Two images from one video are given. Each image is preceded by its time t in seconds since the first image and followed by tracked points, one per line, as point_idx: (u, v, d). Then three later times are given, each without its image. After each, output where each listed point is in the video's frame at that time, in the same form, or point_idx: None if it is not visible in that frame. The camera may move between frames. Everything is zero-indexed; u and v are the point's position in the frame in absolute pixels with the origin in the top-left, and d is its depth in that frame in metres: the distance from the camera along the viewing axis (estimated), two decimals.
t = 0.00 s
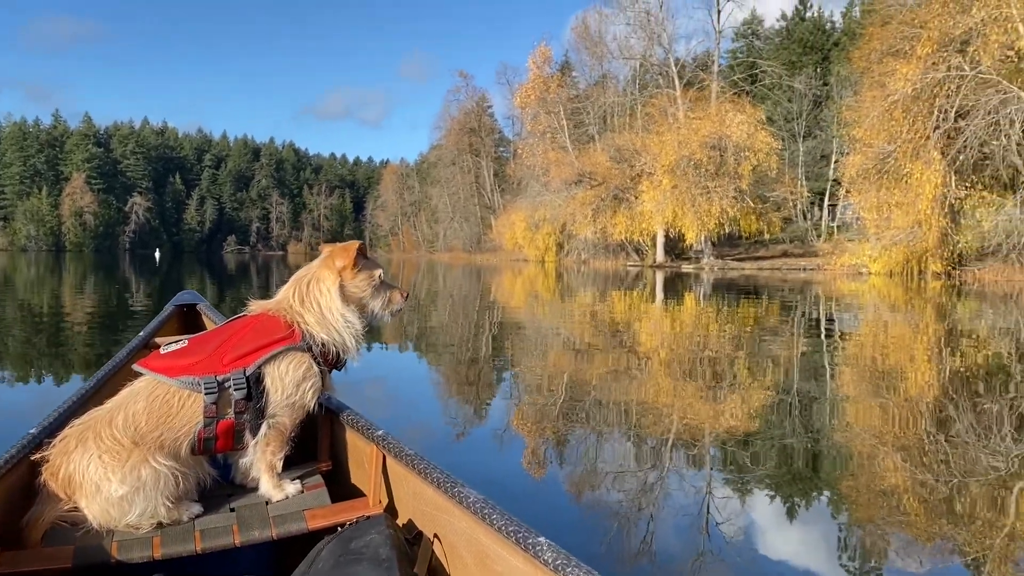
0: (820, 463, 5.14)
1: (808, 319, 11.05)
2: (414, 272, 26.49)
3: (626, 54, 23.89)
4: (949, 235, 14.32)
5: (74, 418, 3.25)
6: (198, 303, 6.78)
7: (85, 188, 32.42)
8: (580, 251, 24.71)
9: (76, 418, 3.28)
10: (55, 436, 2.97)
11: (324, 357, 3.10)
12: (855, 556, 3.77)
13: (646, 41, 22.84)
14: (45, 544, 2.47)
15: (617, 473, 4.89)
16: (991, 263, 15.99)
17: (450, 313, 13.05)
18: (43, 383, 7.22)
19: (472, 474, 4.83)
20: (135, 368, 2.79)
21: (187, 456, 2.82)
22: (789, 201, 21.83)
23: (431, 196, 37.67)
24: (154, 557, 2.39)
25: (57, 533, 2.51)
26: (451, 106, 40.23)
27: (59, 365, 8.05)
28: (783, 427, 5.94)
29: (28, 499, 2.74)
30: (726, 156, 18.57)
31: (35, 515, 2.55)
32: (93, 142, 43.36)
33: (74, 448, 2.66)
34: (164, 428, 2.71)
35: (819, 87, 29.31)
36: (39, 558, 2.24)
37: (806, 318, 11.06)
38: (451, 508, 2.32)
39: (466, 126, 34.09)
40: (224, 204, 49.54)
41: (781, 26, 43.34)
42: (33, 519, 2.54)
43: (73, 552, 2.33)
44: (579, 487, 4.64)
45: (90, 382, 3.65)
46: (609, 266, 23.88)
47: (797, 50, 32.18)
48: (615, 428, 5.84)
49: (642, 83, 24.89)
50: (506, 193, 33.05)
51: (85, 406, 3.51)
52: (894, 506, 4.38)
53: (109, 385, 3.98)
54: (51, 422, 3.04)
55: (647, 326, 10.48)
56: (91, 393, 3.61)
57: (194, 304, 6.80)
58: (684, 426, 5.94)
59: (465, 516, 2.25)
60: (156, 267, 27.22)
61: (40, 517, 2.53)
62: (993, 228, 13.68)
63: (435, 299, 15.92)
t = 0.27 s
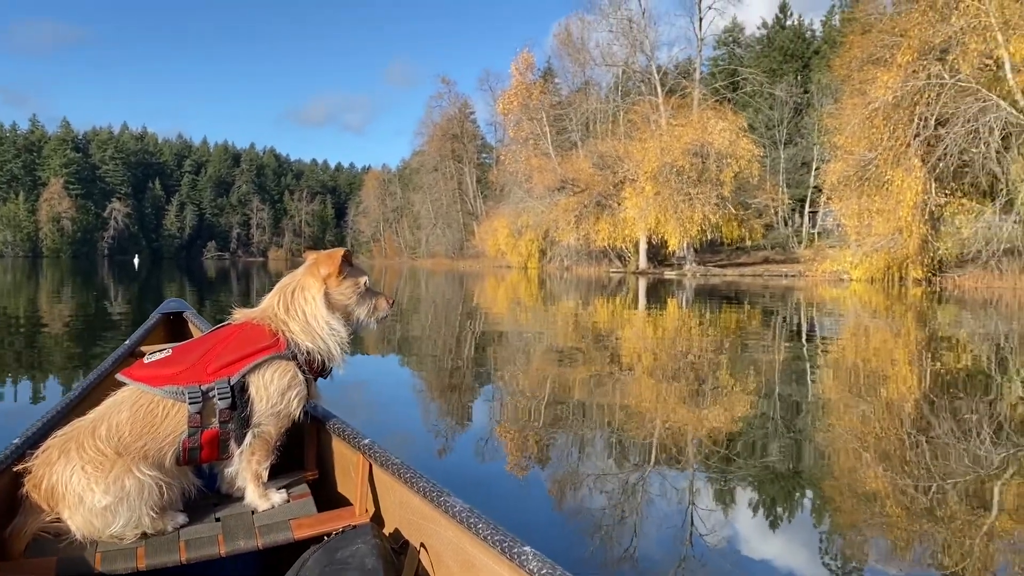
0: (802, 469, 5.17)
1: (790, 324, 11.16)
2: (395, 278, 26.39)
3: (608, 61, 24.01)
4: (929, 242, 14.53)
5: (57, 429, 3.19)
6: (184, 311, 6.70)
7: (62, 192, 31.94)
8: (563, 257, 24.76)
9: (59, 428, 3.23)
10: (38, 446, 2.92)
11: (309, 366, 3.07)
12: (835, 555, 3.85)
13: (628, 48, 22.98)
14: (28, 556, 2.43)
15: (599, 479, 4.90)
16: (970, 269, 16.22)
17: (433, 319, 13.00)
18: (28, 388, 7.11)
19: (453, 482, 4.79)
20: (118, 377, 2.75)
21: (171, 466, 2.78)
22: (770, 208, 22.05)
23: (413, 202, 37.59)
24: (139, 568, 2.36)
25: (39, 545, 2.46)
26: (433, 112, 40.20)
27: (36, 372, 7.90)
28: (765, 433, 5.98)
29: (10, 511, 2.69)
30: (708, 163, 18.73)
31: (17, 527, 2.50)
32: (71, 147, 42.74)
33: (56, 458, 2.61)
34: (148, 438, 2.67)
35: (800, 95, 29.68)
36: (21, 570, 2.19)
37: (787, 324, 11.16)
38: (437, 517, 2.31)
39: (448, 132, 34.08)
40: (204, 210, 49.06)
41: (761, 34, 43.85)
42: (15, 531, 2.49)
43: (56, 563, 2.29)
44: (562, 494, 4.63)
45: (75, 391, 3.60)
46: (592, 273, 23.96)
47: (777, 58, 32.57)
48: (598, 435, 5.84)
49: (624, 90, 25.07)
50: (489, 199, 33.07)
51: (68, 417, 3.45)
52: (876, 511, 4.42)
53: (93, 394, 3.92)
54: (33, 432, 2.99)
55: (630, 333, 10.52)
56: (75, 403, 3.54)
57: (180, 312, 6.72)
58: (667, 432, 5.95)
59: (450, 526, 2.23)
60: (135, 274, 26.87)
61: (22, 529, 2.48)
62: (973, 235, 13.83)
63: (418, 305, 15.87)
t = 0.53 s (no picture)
0: (782, 475, 5.20)
1: (770, 330, 11.26)
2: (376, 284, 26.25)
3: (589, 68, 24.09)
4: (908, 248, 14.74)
5: (37, 438, 3.13)
6: (170, 318, 6.60)
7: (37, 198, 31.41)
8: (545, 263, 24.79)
9: (40, 437, 3.17)
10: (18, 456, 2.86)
11: (292, 374, 3.03)
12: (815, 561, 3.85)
13: (609, 55, 23.12)
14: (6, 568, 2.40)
15: (581, 485, 4.90)
16: (948, 275, 16.45)
17: (414, 325, 12.95)
18: (11, 395, 7.00)
19: (433, 488, 4.75)
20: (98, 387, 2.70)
21: (153, 476, 2.74)
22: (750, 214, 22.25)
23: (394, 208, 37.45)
24: None
25: (18, 557, 2.42)
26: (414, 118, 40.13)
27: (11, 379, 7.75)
28: (745, 438, 6.02)
29: None
30: (689, 170, 18.88)
31: None
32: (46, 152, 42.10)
33: (36, 469, 2.57)
34: (129, 448, 2.63)
35: (779, 102, 30.03)
36: None
37: (767, 330, 11.26)
38: (421, 526, 2.29)
39: (429, 138, 34.02)
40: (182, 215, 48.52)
41: (741, 42, 44.31)
42: None
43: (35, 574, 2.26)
44: (543, 501, 4.62)
45: (55, 401, 3.54)
46: (574, 279, 24.01)
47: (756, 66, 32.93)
48: (579, 441, 5.84)
49: (605, 96, 25.22)
50: (470, 205, 33.07)
51: (48, 427, 3.39)
52: (857, 516, 4.46)
53: (75, 403, 3.87)
54: (13, 443, 2.93)
55: (612, 339, 10.54)
56: (55, 413, 3.47)
57: (165, 320, 6.61)
58: (648, 438, 5.97)
59: (434, 536, 2.22)
60: (112, 280, 26.51)
61: (1, 540, 2.44)
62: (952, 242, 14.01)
63: (398, 311, 15.79)
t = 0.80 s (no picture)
0: (763, 482, 5.20)
1: (749, 335, 11.35)
2: (355, 290, 26.08)
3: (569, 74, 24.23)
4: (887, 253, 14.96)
5: (14, 450, 3.06)
6: (153, 327, 6.51)
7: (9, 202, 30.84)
8: (525, 268, 24.81)
9: (17, 450, 3.10)
10: None
11: (274, 385, 2.99)
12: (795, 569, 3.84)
13: (589, 61, 23.24)
14: None
15: (561, 492, 4.89)
16: (926, 280, 16.67)
17: (394, 331, 12.89)
18: None
19: (412, 497, 4.70)
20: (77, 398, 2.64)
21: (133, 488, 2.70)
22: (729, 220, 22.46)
23: (374, 213, 37.30)
24: None
25: None
26: (394, 123, 40.05)
27: None
28: (725, 442, 6.06)
29: None
30: (669, 175, 19.03)
31: None
32: (20, 156, 41.41)
33: (14, 482, 2.51)
34: (109, 460, 2.58)
35: (757, 109, 30.39)
36: None
37: (746, 335, 11.36)
38: (404, 538, 2.26)
39: (409, 143, 33.95)
40: (158, 220, 47.91)
41: (718, 49, 44.82)
42: None
43: None
44: (524, 508, 4.60)
45: (33, 412, 3.46)
46: (555, 284, 24.06)
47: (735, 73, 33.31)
48: (560, 447, 5.83)
49: (585, 102, 25.38)
50: (450, 211, 33.03)
51: (26, 438, 3.31)
52: (838, 521, 4.49)
53: (54, 413, 3.79)
54: None
55: (593, 344, 10.57)
56: (33, 425, 3.40)
57: (149, 329, 6.53)
58: (628, 443, 5.98)
59: (416, 548, 2.19)
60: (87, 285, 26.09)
61: None
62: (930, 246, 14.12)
63: (378, 317, 15.72)
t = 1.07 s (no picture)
0: (742, 484, 5.25)
1: (727, 339, 11.47)
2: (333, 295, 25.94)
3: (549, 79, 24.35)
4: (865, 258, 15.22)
5: None
6: (137, 335, 6.44)
7: None
8: (505, 273, 24.84)
9: None
10: None
11: (258, 394, 2.95)
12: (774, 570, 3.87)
13: (568, 66, 23.35)
14: None
15: (541, 497, 4.89)
16: (902, 284, 16.93)
17: (374, 336, 12.85)
18: None
19: (392, 503, 4.69)
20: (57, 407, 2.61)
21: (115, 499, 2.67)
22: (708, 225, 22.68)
23: (353, 218, 37.14)
24: None
25: None
26: (374, 128, 39.94)
27: None
28: (704, 446, 6.11)
29: None
30: (648, 180, 19.19)
31: None
32: None
33: None
34: (89, 470, 2.55)
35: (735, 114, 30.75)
36: None
37: (724, 339, 11.47)
38: (387, 548, 2.25)
39: (389, 147, 33.87)
40: (133, 225, 47.27)
41: (696, 56, 45.31)
42: None
43: None
44: (504, 512, 4.60)
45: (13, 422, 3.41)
46: (535, 289, 24.12)
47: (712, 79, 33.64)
48: (542, 451, 5.84)
49: (564, 108, 25.52)
50: (430, 215, 32.99)
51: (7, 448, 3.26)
52: (818, 523, 4.54)
53: (33, 423, 3.74)
54: None
55: (574, 348, 10.61)
56: (15, 434, 3.35)
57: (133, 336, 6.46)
58: (608, 447, 6.02)
59: (400, 557, 2.18)
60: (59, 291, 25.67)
61: None
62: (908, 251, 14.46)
63: (357, 322, 15.65)
